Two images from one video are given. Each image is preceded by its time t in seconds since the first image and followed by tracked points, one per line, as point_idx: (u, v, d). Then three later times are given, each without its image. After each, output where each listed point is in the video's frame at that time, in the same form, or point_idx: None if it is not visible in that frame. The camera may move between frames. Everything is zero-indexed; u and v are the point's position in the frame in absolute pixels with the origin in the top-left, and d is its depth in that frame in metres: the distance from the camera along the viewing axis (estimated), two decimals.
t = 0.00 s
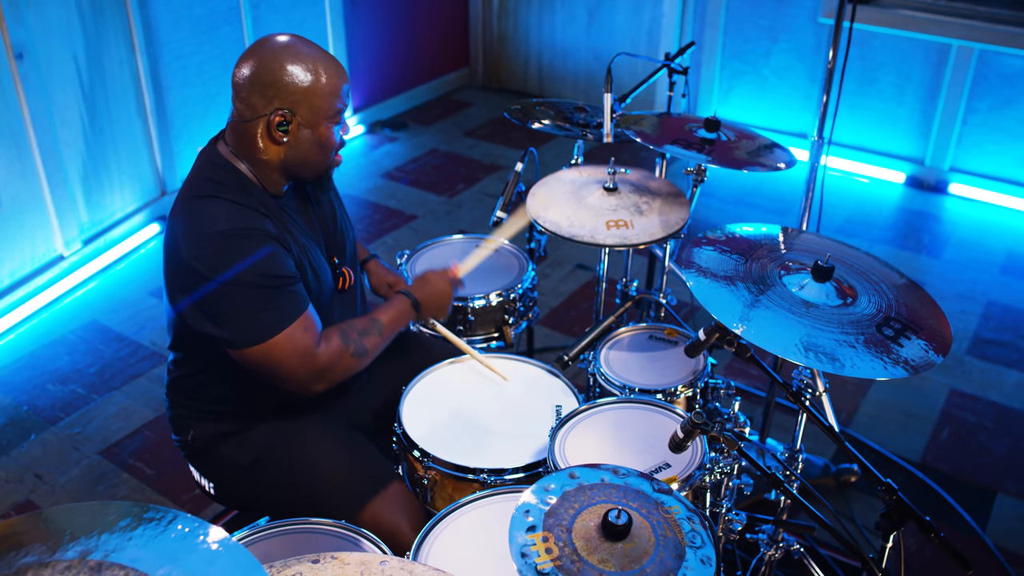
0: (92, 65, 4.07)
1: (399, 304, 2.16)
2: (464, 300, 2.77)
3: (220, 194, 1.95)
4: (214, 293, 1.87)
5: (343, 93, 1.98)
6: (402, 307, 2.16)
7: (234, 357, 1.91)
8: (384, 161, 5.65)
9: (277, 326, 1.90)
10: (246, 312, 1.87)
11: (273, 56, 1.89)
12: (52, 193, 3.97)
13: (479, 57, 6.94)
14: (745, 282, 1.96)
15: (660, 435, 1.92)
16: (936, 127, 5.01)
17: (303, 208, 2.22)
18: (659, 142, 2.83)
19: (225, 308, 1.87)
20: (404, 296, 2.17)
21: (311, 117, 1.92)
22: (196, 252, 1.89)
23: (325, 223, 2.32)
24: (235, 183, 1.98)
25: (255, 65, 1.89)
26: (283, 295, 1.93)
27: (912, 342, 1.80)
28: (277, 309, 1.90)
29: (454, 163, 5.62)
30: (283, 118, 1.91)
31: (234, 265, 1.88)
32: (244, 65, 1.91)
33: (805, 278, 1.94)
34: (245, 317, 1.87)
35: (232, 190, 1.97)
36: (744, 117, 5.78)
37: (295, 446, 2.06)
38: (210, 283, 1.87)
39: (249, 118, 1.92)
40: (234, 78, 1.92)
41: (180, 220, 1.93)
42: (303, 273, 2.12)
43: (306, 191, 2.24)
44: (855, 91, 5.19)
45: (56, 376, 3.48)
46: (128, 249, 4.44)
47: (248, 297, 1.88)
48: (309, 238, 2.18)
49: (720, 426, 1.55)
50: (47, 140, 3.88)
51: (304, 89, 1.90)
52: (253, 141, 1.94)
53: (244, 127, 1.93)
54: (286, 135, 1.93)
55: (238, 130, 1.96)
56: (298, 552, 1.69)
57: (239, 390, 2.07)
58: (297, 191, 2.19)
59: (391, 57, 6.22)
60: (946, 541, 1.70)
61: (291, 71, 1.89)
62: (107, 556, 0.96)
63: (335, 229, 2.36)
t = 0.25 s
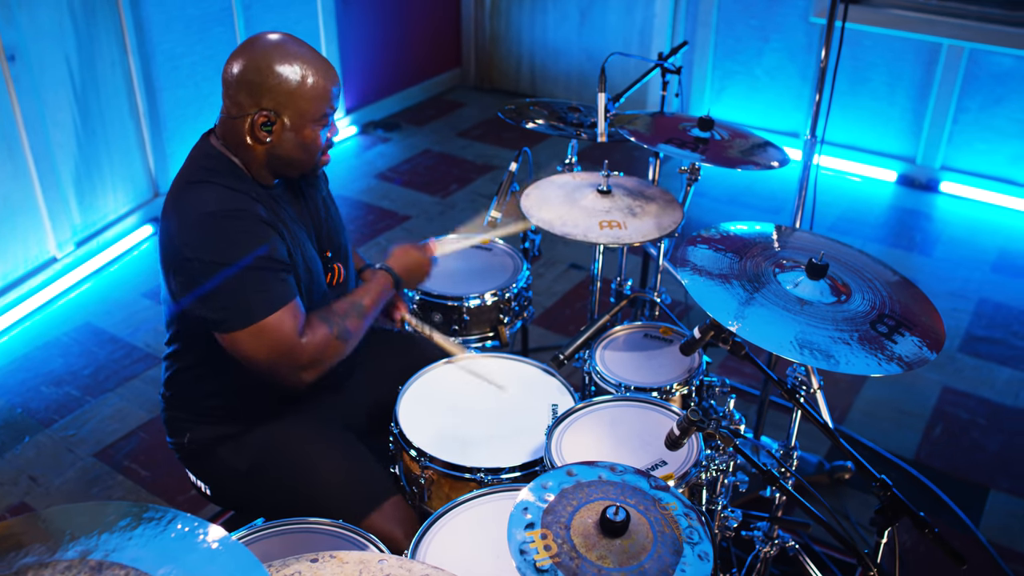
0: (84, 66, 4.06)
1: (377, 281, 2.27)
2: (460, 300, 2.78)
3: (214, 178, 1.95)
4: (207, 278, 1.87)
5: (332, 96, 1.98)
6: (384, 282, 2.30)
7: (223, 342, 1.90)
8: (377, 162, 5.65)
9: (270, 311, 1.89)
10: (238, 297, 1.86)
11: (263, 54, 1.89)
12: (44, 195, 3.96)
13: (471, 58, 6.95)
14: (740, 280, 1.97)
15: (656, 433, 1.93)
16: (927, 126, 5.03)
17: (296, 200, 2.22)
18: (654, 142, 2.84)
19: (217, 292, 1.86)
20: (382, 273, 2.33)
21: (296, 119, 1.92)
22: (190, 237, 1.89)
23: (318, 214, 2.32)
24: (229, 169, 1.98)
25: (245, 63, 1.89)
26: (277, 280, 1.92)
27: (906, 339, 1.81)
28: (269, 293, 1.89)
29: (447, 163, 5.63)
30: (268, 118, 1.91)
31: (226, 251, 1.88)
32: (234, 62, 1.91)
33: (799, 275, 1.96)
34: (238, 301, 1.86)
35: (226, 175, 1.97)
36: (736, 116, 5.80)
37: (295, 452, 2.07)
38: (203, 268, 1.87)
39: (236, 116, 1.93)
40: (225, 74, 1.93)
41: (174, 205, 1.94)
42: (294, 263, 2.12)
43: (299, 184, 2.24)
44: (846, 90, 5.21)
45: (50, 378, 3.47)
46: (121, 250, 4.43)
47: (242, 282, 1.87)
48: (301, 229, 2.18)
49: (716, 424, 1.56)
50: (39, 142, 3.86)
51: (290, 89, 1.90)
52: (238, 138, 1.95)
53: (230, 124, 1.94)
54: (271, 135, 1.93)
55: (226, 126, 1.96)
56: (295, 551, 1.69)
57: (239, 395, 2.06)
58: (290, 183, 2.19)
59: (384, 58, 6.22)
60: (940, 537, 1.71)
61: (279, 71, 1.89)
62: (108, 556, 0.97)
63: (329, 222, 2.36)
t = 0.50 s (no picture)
0: (74, 68, 4.04)
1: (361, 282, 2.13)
2: (454, 299, 2.78)
3: (200, 191, 1.95)
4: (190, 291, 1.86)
5: (331, 104, 1.98)
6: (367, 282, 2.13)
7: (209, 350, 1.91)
8: (368, 162, 5.64)
9: (253, 322, 1.89)
10: (222, 308, 1.86)
11: (262, 63, 1.89)
12: (35, 197, 3.94)
13: (462, 58, 6.95)
14: (733, 277, 1.98)
15: (650, 430, 1.94)
16: (917, 124, 5.06)
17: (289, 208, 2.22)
18: (646, 140, 2.85)
19: (201, 305, 1.86)
20: (366, 271, 2.13)
21: (296, 126, 1.92)
22: (173, 250, 1.88)
23: (311, 221, 2.32)
24: (215, 181, 1.98)
25: (244, 71, 1.89)
26: (260, 293, 1.92)
27: (898, 335, 1.82)
28: (252, 306, 1.90)
29: (439, 163, 5.62)
30: (268, 125, 1.91)
31: (209, 264, 1.87)
32: (233, 71, 1.91)
33: (792, 272, 1.97)
34: (222, 312, 1.86)
35: (211, 188, 1.97)
36: (727, 115, 5.82)
37: (286, 442, 2.06)
38: (186, 282, 1.86)
39: (235, 123, 1.92)
40: (223, 83, 1.92)
41: (159, 217, 1.93)
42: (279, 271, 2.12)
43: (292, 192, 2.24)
44: (837, 89, 5.23)
45: (42, 380, 3.45)
46: (112, 252, 4.41)
47: (225, 295, 1.87)
48: (291, 237, 2.18)
49: (710, 420, 1.57)
50: (29, 144, 3.84)
51: (291, 97, 1.90)
52: (237, 146, 1.94)
53: (229, 132, 1.94)
54: (270, 142, 1.93)
55: (223, 134, 1.96)
56: (291, 550, 1.69)
57: (228, 386, 2.06)
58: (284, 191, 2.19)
59: (375, 58, 6.21)
60: (933, 531, 1.73)
61: (278, 78, 1.88)
62: (105, 556, 0.97)
63: (322, 229, 2.36)
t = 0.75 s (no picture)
0: (66, 69, 4.03)
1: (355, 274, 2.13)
2: (448, 299, 2.78)
3: (200, 185, 1.95)
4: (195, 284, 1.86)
5: (323, 89, 1.98)
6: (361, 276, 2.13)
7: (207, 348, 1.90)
8: (361, 162, 5.64)
9: (257, 316, 1.89)
10: (226, 302, 1.86)
11: (252, 52, 1.88)
12: (27, 198, 3.92)
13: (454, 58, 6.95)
14: (727, 275, 1.98)
15: (646, 428, 1.95)
16: (908, 122, 5.08)
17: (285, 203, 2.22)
18: (640, 139, 2.85)
19: (204, 298, 1.86)
20: (359, 264, 2.14)
21: (293, 113, 1.92)
22: (177, 245, 1.88)
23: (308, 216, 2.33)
24: (216, 175, 1.98)
25: (234, 62, 1.89)
26: (263, 285, 1.92)
27: (892, 331, 1.83)
28: (257, 299, 1.89)
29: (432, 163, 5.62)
30: (266, 114, 1.90)
31: (215, 257, 1.88)
32: (222, 62, 1.91)
33: (786, 270, 1.98)
34: (226, 307, 1.86)
35: (212, 182, 1.97)
36: (719, 114, 5.83)
37: (283, 442, 2.06)
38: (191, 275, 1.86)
39: (230, 115, 1.91)
40: (213, 76, 1.92)
41: (161, 212, 1.93)
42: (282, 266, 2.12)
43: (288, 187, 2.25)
44: (829, 88, 5.25)
45: (35, 382, 3.44)
46: (105, 253, 4.39)
47: (229, 288, 1.87)
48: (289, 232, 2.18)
49: (706, 417, 1.57)
50: (21, 145, 3.82)
51: (285, 85, 1.90)
52: (234, 138, 1.93)
53: (225, 124, 1.93)
54: (269, 130, 1.92)
55: (218, 127, 1.95)
56: (288, 549, 1.69)
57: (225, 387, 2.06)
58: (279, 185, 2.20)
59: (367, 58, 6.20)
60: (927, 527, 1.74)
61: (270, 66, 1.88)
62: (103, 556, 0.97)
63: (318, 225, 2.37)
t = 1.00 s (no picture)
0: (56, 71, 4.01)
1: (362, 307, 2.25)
2: (441, 298, 2.78)
3: (196, 192, 1.94)
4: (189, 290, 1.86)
5: (330, 113, 1.98)
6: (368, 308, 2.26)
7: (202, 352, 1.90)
8: (353, 163, 5.63)
9: (249, 322, 1.89)
10: (219, 309, 1.86)
11: (262, 71, 1.88)
12: (18, 200, 3.90)
13: (445, 59, 6.95)
14: (719, 274, 1.99)
15: (639, 426, 1.96)
16: (898, 121, 5.11)
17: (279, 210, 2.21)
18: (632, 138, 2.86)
19: (198, 303, 1.86)
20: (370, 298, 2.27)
21: (294, 136, 1.93)
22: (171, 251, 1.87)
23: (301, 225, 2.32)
24: (212, 183, 1.97)
25: (244, 79, 1.88)
26: (256, 291, 1.92)
27: (883, 328, 1.84)
28: (249, 307, 1.89)
29: (424, 164, 5.62)
30: (266, 134, 1.91)
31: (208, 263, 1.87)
32: (232, 79, 1.90)
33: (778, 268, 1.99)
34: (219, 314, 1.86)
35: (207, 189, 1.96)
36: (710, 114, 5.85)
37: (281, 454, 2.06)
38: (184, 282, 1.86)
39: (233, 130, 1.91)
40: (221, 89, 1.91)
41: (155, 217, 1.92)
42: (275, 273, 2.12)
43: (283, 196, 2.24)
44: (819, 87, 5.28)
45: (27, 384, 3.43)
46: (96, 255, 4.38)
47: (222, 293, 1.87)
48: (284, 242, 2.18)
49: (699, 415, 1.58)
50: (11, 147, 3.80)
51: (291, 107, 1.90)
52: (234, 153, 1.93)
53: (227, 139, 1.92)
54: (268, 150, 1.93)
55: (221, 141, 1.94)
56: (283, 550, 1.69)
57: (223, 396, 2.06)
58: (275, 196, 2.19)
59: (358, 59, 6.20)
60: (919, 523, 1.75)
61: (278, 87, 1.88)
62: (99, 557, 0.96)
63: (311, 231, 2.37)
